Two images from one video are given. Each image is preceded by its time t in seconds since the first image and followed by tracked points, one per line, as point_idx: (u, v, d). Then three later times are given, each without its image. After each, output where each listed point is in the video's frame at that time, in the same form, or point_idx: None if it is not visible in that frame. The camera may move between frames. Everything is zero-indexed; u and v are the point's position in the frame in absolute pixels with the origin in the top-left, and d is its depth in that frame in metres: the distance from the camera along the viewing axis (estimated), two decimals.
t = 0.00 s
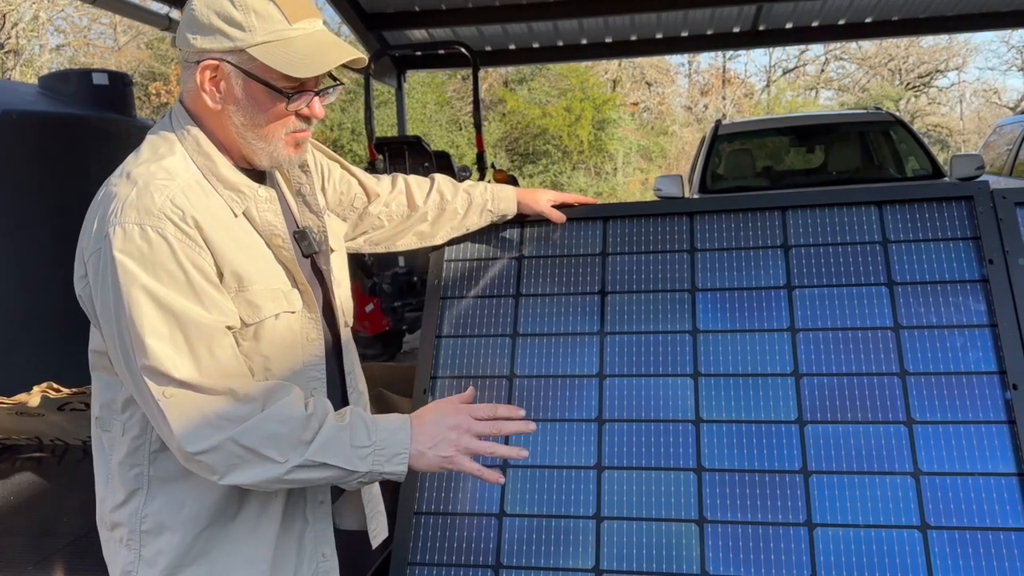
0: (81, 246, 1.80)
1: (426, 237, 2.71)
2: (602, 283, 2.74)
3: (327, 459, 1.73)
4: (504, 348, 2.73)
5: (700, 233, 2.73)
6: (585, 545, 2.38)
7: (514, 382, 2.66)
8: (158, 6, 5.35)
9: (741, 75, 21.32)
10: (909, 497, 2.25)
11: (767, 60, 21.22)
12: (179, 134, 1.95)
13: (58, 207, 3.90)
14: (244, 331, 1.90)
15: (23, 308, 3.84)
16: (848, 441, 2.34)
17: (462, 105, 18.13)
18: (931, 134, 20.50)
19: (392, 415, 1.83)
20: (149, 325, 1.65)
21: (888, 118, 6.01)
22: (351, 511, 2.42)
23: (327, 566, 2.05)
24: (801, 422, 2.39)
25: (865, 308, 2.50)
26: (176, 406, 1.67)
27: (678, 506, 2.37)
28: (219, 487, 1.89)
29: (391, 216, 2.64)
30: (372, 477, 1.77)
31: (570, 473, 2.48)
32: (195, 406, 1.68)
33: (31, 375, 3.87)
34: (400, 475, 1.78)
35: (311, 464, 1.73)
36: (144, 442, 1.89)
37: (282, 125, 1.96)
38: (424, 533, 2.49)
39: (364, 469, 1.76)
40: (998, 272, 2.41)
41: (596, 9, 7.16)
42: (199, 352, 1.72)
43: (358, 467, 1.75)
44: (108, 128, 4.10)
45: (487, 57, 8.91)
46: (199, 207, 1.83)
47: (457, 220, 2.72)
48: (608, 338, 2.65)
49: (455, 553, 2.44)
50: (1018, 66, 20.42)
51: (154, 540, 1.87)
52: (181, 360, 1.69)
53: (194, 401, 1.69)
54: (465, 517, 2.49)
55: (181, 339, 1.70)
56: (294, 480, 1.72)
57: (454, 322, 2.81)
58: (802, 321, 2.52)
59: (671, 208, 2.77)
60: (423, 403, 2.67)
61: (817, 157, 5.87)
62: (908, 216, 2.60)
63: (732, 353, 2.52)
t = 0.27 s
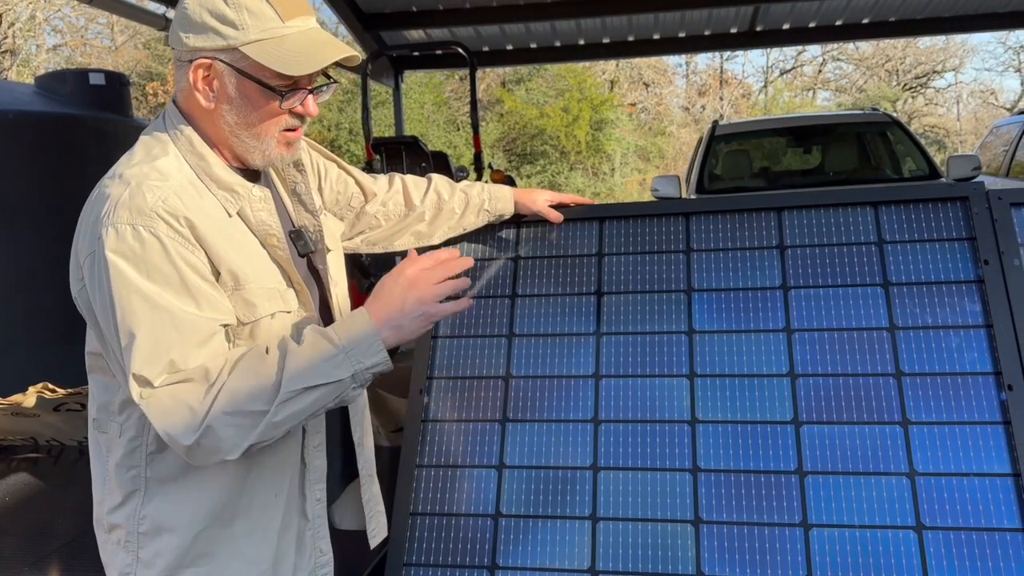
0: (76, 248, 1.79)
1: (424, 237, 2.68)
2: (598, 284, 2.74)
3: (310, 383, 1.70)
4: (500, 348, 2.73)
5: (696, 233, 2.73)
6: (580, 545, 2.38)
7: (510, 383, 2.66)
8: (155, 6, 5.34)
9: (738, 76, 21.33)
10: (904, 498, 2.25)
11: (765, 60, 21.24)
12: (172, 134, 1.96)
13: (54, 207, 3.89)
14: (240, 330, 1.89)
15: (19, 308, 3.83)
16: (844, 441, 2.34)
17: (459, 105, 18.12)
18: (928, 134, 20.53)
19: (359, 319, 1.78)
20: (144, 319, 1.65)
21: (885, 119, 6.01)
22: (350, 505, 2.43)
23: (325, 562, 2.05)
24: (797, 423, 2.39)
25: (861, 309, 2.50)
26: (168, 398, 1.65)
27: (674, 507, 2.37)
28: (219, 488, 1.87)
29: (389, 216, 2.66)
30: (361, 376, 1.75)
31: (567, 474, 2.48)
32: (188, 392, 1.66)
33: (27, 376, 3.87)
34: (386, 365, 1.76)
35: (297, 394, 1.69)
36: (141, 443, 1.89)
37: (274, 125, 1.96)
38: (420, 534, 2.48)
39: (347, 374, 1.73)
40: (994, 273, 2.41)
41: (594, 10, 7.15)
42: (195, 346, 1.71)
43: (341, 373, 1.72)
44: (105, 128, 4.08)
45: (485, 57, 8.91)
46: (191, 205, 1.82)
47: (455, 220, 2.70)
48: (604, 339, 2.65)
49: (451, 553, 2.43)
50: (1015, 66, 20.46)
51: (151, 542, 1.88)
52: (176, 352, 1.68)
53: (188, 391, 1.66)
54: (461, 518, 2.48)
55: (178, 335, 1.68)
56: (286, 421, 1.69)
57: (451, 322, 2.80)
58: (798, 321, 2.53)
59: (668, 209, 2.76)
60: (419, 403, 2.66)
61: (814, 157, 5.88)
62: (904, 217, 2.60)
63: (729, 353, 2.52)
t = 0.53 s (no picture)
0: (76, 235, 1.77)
1: (421, 236, 2.70)
2: (595, 284, 2.74)
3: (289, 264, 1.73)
4: (497, 349, 2.73)
5: (692, 234, 2.73)
6: (577, 546, 2.38)
7: (507, 383, 2.66)
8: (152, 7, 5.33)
9: (735, 77, 21.35)
10: (900, 498, 2.26)
11: (762, 61, 21.26)
12: (162, 132, 1.97)
13: (50, 207, 3.88)
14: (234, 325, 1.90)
15: (15, 309, 3.82)
16: (841, 442, 2.34)
17: (457, 106, 18.12)
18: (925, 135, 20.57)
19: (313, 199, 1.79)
20: (158, 281, 1.64)
21: (881, 120, 6.02)
22: (351, 504, 2.41)
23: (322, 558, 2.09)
24: (793, 423, 2.39)
25: (857, 310, 2.51)
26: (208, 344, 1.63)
27: (670, 508, 2.37)
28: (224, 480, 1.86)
29: (386, 216, 2.64)
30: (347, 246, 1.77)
31: (564, 474, 2.48)
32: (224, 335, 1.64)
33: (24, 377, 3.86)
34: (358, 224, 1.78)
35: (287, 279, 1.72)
36: (153, 434, 1.87)
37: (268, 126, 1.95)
38: (417, 535, 2.48)
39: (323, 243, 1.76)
40: (989, 274, 2.41)
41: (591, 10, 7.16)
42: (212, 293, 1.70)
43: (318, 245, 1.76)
44: (101, 129, 4.07)
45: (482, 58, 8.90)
46: (183, 194, 1.84)
47: (451, 219, 2.72)
48: (601, 339, 2.65)
49: (448, 554, 2.43)
50: (1011, 68, 20.53)
51: (160, 532, 1.88)
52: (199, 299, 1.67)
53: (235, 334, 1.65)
54: (458, 518, 2.48)
55: (195, 288, 1.67)
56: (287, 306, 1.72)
57: (448, 323, 2.81)
58: (795, 322, 2.53)
59: (664, 210, 2.77)
60: (416, 404, 2.66)
61: (810, 159, 5.91)
62: (900, 218, 2.60)
63: (726, 353, 2.52)
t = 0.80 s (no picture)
0: (71, 236, 1.76)
1: (419, 237, 2.70)
2: (593, 285, 2.74)
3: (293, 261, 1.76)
4: (495, 350, 2.73)
5: (689, 235, 2.73)
6: (575, 546, 2.38)
7: (505, 385, 2.66)
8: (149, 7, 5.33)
9: (733, 78, 21.37)
10: (897, 499, 2.26)
11: (760, 62, 21.29)
12: (157, 132, 1.97)
13: (47, 208, 3.87)
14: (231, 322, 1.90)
15: (13, 310, 3.82)
16: (838, 443, 2.35)
17: (455, 107, 18.13)
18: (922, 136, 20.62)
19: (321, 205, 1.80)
20: (159, 275, 1.63)
21: (878, 122, 6.03)
22: (353, 504, 2.42)
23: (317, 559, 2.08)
24: (790, 424, 2.40)
25: (854, 311, 2.51)
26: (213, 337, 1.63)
27: (668, 509, 2.37)
28: (215, 482, 1.86)
29: (383, 216, 2.64)
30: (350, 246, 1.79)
31: (562, 475, 2.48)
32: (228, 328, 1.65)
33: (20, 378, 3.85)
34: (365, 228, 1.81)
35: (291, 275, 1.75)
36: (152, 434, 1.87)
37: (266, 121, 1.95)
38: (415, 536, 2.48)
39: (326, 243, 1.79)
40: (986, 276, 2.42)
41: (589, 11, 7.16)
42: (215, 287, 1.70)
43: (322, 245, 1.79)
44: (99, 130, 4.07)
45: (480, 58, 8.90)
46: (179, 193, 1.83)
47: (449, 220, 2.72)
48: (598, 340, 2.66)
49: (446, 555, 2.43)
50: (1007, 69, 20.58)
51: (161, 533, 1.88)
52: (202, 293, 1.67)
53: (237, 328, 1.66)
54: (456, 519, 2.48)
55: (197, 281, 1.67)
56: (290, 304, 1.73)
57: (446, 324, 2.81)
58: (792, 323, 2.53)
59: (661, 211, 2.77)
60: (414, 405, 2.66)
61: (808, 160, 5.92)
62: (896, 219, 2.61)
63: (723, 354, 2.53)
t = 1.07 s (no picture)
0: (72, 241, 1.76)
1: (416, 235, 2.71)
2: (591, 286, 2.74)
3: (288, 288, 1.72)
4: (493, 350, 2.73)
5: (688, 236, 2.73)
6: (573, 547, 2.38)
7: (503, 385, 2.66)
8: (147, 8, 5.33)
9: (731, 79, 21.40)
10: (895, 500, 2.27)
11: (758, 64, 21.32)
12: (158, 132, 1.97)
13: (45, 208, 3.87)
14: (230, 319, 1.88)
15: (11, 311, 3.82)
16: (836, 444, 2.35)
17: (453, 108, 18.13)
18: (920, 138, 20.66)
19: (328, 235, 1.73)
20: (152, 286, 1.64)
21: (876, 123, 6.04)
22: (349, 505, 2.42)
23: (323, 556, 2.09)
24: (788, 425, 2.40)
25: (853, 312, 2.51)
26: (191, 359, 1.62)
27: (666, 510, 2.37)
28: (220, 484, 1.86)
29: (380, 217, 2.65)
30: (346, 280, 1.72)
31: (560, 476, 2.48)
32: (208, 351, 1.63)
33: (18, 379, 3.85)
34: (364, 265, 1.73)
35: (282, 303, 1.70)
36: (149, 438, 1.87)
37: (264, 118, 1.95)
38: (413, 536, 2.48)
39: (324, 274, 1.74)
40: (983, 276, 2.43)
41: (588, 12, 7.17)
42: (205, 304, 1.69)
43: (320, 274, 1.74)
44: (98, 130, 4.07)
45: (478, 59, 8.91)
46: (180, 198, 1.81)
47: (447, 219, 2.72)
48: (597, 341, 2.65)
49: (445, 556, 2.43)
50: (1005, 71, 20.62)
51: (160, 537, 1.88)
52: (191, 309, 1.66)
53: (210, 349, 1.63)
54: (454, 520, 2.48)
55: (187, 299, 1.66)
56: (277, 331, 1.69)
57: (444, 324, 2.81)
58: (789, 324, 2.54)
59: (659, 212, 2.77)
60: (412, 405, 2.66)
61: (805, 161, 5.92)
62: (894, 220, 2.62)
63: (721, 355, 2.53)
